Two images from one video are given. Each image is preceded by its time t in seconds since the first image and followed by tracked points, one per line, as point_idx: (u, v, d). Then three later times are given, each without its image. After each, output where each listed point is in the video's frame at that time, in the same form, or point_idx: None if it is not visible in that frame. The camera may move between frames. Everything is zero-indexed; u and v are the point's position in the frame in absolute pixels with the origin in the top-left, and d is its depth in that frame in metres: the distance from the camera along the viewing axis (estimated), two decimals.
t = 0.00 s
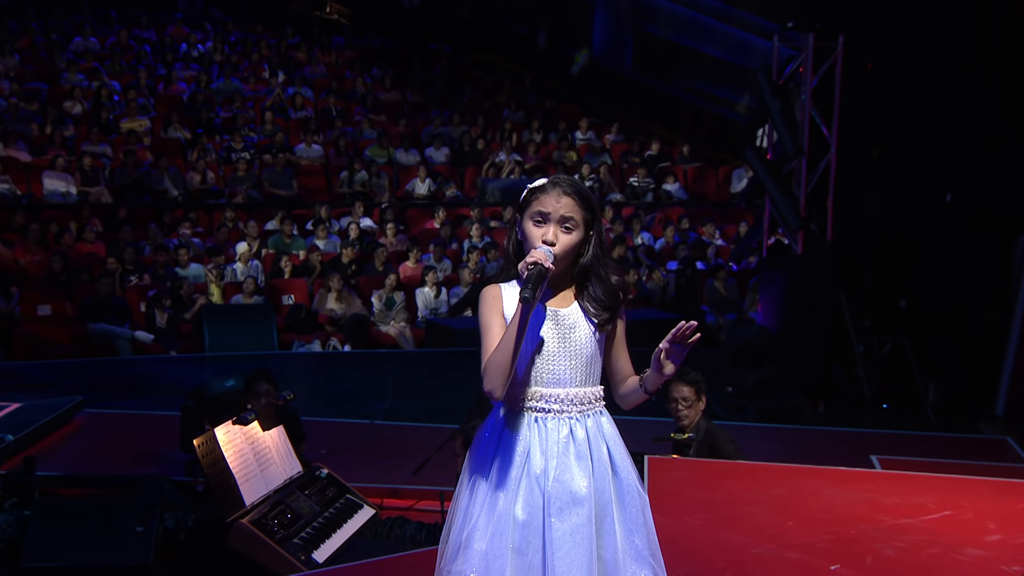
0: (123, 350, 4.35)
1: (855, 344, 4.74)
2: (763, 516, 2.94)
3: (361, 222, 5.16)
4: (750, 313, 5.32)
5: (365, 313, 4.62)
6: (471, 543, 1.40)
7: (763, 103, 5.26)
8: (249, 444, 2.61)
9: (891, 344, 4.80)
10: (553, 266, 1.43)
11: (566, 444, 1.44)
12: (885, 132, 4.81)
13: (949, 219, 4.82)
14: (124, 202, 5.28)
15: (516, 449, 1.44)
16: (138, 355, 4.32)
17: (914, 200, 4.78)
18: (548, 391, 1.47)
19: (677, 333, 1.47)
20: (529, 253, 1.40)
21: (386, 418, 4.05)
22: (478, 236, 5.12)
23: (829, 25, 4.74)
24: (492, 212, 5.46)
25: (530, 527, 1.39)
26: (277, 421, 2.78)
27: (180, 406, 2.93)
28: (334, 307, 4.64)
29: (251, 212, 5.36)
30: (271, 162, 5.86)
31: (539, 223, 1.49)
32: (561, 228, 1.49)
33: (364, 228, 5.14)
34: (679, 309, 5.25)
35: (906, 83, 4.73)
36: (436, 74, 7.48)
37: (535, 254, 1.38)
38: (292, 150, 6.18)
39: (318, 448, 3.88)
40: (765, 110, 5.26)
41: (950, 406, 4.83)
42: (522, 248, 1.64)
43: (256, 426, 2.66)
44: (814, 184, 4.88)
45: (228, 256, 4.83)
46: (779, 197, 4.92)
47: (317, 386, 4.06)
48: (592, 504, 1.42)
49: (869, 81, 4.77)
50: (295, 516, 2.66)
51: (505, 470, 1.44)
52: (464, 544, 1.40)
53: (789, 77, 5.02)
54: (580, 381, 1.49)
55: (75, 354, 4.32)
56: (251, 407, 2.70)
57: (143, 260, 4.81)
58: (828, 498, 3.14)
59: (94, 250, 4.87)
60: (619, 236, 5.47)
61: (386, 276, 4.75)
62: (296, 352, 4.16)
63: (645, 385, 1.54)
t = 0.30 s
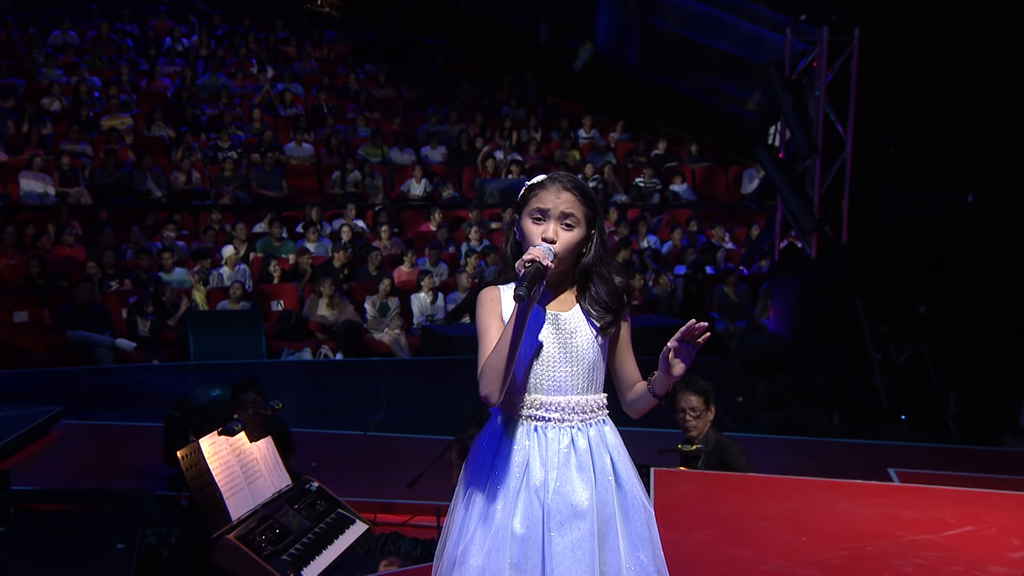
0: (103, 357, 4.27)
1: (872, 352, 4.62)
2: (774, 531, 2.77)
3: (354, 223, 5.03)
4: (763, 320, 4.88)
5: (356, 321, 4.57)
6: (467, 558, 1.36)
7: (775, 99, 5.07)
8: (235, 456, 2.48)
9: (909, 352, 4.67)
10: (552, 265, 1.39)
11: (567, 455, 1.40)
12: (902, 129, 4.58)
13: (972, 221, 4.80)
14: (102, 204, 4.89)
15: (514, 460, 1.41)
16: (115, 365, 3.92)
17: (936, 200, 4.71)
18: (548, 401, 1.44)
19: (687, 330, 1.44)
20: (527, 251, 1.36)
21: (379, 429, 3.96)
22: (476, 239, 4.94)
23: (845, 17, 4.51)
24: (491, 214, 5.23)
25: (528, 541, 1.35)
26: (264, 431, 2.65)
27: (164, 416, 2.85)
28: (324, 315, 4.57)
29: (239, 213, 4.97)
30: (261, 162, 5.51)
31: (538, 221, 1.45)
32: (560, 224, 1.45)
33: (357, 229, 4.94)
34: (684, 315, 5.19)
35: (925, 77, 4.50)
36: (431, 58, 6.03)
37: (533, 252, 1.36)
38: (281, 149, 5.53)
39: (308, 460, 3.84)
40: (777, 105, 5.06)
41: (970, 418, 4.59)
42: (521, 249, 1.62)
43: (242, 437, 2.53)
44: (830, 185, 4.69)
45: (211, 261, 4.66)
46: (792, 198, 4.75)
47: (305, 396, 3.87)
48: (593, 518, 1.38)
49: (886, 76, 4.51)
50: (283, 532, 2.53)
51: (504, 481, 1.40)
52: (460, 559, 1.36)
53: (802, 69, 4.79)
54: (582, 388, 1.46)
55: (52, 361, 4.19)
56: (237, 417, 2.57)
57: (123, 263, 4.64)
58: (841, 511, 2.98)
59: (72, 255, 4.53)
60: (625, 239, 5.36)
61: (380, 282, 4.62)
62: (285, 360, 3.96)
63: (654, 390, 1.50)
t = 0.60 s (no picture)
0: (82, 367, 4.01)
1: (889, 360, 4.45)
2: (787, 547, 2.58)
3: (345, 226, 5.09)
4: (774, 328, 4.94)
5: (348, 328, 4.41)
6: None
7: (789, 96, 4.96)
8: (219, 469, 2.36)
9: (928, 360, 4.52)
10: (552, 266, 1.29)
11: (568, 466, 1.30)
12: (921, 129, 4.41)
13: (992, 223, 4.54)
14: (83, 206, 5.04)
15: (512, 472, 1.30)
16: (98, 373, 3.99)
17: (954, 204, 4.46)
18: (548, 409, 1.33)
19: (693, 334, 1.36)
20: (523, 252, 1.26)
21: (371, 441, 3.71)
22: (473, 242, 5.00)
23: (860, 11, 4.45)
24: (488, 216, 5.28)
25: (527, 558, 1.25)
26: (249, 442, 2.53)
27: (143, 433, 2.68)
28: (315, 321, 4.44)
29: (224, 216, 5.09)
30: (247, 161, 5.95)
31: (535, 221, 1.34)
32: (559, 222, 1.34)
33: (348, 233, 5.03)
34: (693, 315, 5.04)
35: (945, 78, 4.33)
36: (429, 65, 7.42)
37: (531, 253, 1.25)
38: (270, 148, 6.17)
39: (298, 474, 3.52)
40: (789, 102, 5.05)
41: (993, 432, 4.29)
42: (518, 252, 1.50)
43: (228, 450, 2.42)
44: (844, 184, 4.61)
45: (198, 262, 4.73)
46: (805, 200, 4.73)
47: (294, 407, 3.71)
48: (595, 534, 1.28)
49: (902, 78, 4.37)
50: (269, 548, 2.37)
51: (500, 493, 1.30)
52: None
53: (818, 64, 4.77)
54: (583, 397, 1.35)
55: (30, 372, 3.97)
56: (222, 428, 2.47)
57: (104, 268, 4.58)
58: (857, 526, 2.81)
59: (52, 258, 4.65)
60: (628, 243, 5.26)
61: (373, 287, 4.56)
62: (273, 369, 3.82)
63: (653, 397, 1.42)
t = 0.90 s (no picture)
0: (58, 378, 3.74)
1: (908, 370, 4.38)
2: (800, 566, 2.43)
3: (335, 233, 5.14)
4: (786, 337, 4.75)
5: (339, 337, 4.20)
6: None
7: (800, 94, 4.84)
8: (203, 484, 2.21)
9: (948, 371, 4.45)
10: (552, 269, 1.17)
11: (568, 480, 1.19)
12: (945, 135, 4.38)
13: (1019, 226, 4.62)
14: (61, 210, 5.18)
15: (510, 486, 1.20)
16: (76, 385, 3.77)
17: (976, 209, 4.57)
18: (548, 420, 1.23)
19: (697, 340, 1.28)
20: (521, 254, 1.13)
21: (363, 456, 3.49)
22: (471, 247, 4.91)
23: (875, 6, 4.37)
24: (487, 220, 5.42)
25: None
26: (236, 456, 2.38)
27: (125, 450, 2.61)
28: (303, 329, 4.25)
29: (208, 220, 5.19)
30: (232, 162, 5.89)
31: (532, 221, 1.22)
32: (558, 221, 1.22)
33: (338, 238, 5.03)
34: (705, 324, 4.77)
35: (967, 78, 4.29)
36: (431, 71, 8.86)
37: (529, 255, 1.13)
38: (257, 148, 6.19)
39: (286, 491, 3.30)
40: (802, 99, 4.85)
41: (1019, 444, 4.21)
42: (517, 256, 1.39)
43: (214, 465, 2.25)
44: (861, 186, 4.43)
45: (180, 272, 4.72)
46: (818, 202, 4.49)
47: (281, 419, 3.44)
48: (599, 553, 1.17)
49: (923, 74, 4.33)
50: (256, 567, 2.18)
51: (497, 508, 1.19)
52: None
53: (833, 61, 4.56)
54: (585, 408, 1.24)
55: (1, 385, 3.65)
56: (206, 440, 2.33)
57: (82, 275, 4.56)
58: (872, 544, 2.67)
59: (28, 264, 4.72)
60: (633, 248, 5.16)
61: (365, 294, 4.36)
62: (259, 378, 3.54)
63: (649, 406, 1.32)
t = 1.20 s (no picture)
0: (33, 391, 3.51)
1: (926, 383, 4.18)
2: None
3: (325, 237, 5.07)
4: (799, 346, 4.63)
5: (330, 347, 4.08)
6: None
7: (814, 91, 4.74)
8: (185, 501, 2.03)
9: (970, 384, 4.21)
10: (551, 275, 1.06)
11: (569, 495, 1.08)
12: (967, 133, 4.18)
13: None
14: (35, 214, 4.96)
15: (507, 501, 1.09)
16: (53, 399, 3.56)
17: (1002, 215, 4.19)
18: (548, 431, 1.11)
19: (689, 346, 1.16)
20: (518, 256, 1.02)
21: (355, 471, 3.36)
22: (467, 253, 4.88)
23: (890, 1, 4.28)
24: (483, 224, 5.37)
25: None
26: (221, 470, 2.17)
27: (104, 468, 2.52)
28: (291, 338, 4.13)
29: (192, 223, 5.14)
30: (217, 163, 5.84)
31: (527, 224, 1.11)
32: (556, 222, 1.11)
33: (328, 243, 4.94)
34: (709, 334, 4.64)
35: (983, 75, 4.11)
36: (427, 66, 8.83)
37: (527, 257, 1.01)
38: (244, 149, 6.18)
39: (273, 508, 3.20)
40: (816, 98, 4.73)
41: None
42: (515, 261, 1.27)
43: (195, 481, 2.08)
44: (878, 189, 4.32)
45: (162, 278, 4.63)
46: (834, 206, 4.38)
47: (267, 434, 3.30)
48: None
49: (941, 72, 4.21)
50: None
51: (493, 526, 1.08)
52: None
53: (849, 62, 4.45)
54: (587, 420, 1.13)
55: None
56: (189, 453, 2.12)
57: (58, 281, 4.45)
58: (892, 565, 2.53)
59: (0, 270, 4.55)
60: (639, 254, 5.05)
61: (357, 303, 4.24)
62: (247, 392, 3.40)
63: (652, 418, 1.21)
